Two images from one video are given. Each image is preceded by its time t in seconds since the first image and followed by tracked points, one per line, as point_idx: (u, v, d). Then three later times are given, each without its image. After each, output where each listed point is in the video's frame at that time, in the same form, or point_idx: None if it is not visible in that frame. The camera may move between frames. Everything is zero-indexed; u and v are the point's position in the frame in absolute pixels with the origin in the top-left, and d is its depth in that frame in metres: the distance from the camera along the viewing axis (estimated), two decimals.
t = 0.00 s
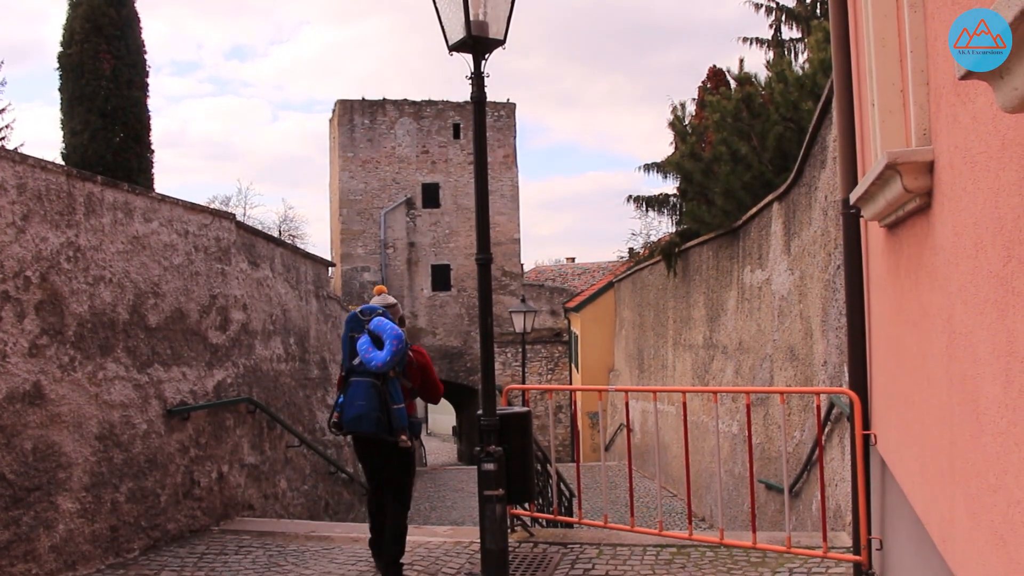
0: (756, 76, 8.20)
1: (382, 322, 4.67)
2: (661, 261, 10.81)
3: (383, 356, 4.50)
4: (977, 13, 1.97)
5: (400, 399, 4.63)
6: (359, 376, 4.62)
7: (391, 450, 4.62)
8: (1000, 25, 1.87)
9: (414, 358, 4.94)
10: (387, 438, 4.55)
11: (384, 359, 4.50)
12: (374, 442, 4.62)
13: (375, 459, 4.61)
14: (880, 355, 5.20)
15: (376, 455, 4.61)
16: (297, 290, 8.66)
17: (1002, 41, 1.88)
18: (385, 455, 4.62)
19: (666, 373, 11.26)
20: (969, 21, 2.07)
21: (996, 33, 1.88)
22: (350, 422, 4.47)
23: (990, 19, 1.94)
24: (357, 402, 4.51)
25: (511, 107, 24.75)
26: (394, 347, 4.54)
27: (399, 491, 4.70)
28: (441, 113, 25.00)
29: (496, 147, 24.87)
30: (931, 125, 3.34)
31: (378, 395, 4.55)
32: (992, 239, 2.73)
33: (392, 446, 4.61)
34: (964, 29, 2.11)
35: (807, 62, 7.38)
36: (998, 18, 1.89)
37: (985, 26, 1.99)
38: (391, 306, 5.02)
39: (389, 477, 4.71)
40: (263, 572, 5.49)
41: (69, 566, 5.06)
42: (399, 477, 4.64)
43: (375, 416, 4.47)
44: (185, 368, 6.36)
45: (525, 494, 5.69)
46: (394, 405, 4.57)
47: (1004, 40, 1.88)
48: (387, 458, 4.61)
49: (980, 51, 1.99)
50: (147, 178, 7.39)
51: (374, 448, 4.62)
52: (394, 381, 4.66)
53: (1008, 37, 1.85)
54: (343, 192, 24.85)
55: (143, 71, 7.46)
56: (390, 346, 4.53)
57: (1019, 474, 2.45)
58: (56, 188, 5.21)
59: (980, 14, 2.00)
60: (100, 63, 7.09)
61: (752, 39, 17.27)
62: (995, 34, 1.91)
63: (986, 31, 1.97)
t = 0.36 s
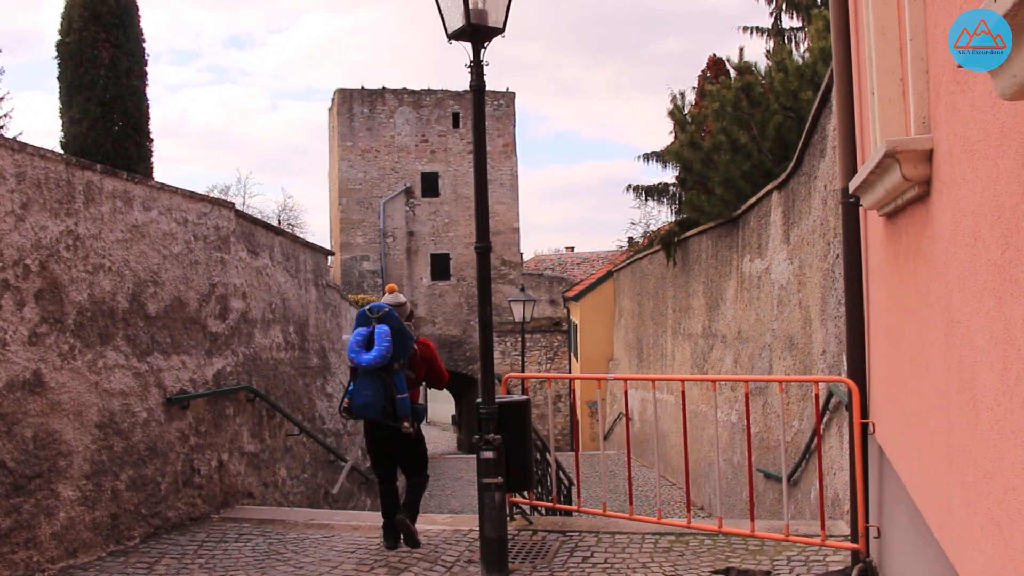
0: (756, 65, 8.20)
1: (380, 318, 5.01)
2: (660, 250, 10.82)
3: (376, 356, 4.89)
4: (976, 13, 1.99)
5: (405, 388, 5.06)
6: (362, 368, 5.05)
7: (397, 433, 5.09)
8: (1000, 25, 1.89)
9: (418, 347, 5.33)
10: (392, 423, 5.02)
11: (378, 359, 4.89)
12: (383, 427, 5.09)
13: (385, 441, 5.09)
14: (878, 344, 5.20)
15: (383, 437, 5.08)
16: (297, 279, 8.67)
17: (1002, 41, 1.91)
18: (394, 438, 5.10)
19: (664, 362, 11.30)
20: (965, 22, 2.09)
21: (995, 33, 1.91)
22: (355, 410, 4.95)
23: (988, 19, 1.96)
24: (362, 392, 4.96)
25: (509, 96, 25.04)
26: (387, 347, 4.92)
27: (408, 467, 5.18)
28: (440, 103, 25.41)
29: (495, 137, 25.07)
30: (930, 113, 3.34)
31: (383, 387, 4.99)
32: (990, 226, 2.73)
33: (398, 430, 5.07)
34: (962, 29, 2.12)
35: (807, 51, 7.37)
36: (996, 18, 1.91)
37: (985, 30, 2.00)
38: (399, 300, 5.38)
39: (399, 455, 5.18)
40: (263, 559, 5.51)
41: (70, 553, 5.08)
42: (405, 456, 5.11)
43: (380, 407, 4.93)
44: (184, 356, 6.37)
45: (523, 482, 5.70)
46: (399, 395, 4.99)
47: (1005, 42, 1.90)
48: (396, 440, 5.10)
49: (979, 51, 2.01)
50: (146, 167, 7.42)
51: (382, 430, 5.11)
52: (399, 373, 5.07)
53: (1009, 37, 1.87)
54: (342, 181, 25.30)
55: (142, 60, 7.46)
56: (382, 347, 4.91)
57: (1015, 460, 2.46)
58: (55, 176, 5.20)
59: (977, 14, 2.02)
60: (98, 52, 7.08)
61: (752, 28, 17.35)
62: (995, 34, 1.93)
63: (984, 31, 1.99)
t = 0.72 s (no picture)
0: (756, 55, 8.19)
1: (400, 310, 5.42)
2: (660, 240, 10.82)
3: (393, 345, 5.30)
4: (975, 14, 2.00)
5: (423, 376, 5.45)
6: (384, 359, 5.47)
7: (417, 418, 5.46)
8: (999, 25, 1.91)
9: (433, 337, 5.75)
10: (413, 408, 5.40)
11: (396, 348, 5.30)
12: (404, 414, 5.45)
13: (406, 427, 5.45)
14: (877, 334, 5.21)
15: (403, 426, 5.47)
16: (296, 268, 8.67)
17: (1002, 41, 1.92)
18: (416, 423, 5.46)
19: (664, 352, 11.31)
20: (962, 23, 2.09)
21: (995, 33, 1.93)
22: (379, 398, 5.34)
23: (987, 19, 1.97)
24: (384, 381, 5.35)
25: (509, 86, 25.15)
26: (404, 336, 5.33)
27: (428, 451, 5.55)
28: (440, 92, 25.48)
29: (495, 127, 25.15)
30: (930, 103, 3.34)
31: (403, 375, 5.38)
32: (988, 216, 2.73)
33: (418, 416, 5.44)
34: (959, 29, 2.14)
35: (807, 41, 7.36)
36: (995, 18, 1.93)
37: (984, 27, 2.00)
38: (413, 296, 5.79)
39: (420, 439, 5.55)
40: (263, 548, 5.53)
41: (71, 542, 5.10)
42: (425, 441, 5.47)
43: (402, 393, 5.32)
44: (184, 345, 6.38)
45: (522, 471, 5.71)
46: (419, 383, 5.39)
47: (1005, 41, 1.91)
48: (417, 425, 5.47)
49: (979, 51, 2.02)
50: (145, 157, 7.43)
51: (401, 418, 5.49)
52: (417, 362, 5.47)
53: (1009, 37, 1.88)
54: (341, 171, 25.42)
55: (140, 49, 7.45)
56: (399, 337, 5.33)
57: (1012, 448, 2.47)
58: (54, 165, 5.20)
59: (975, 15, 2.02)
60: (97, 41, 7.07)
61: (752, 18, 17.41)
62: (994, 34, 1.94)
63: (984, 31, 1.99)
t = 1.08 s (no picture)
0: (756, 47, 8.19)
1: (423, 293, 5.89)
2: (659, 231, 10.83)
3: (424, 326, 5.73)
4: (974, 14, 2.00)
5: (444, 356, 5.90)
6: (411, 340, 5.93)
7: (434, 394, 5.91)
8: (1000, 24, 1.91)
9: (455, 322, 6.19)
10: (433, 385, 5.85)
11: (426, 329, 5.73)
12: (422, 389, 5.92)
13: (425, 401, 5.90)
14: (875, 325, 5.22)
15: (420, 399, 5.92)
16: (295, 259, 8.67)
17: (1002, 41, 1.92)
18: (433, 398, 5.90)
19: (663, 344, 11.33)
20: (961, 23, 2.08)
21: (995, 33, 1.93)
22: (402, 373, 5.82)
23: (987, 19, 1.97)
24: (408, 357, 5.84)
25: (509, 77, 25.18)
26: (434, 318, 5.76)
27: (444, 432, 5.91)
28: (439, 83, 25.48)
29: (494, 118, 25.17)
30: (930, 93, 3.34)
31: (426, 353, 5.83)
32: (987, 207, 2.74)
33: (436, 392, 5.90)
34: (958, 29, 2.12)
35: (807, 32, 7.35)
36: (995, 17, 1.93)
37: (984, 27, 1.99)
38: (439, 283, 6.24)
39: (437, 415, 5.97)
40: (262, 538, 5.54)
41: (71, 531, 5.11)
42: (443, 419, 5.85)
43: (423, 370, 5.77)
44: (183, 336, 6.39)
45: (521, 461, 5.72)
46: (439, 361, 5.85)
47: (1005, 41, 1.91)
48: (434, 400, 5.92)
49: (978, 50, 2.01)
50: (144, 147, 7.43)
51: (419, 392, 5.94)
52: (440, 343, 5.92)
53: (1010, 37, 1.88)
54: (340, 161, 25.43)
55: (139, 39, 7.43)
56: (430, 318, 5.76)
57: (1009, 437, 2.48)
58: (53, 155, 5.20)
59: (975, 14, 2.01)
60: (96, 31, 7.06)
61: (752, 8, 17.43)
62: (994, 34, 1.94)
63: (984, 31, 1.99)
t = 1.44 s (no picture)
0: (755, 39, 8.19)
1: (423, 303, 5.97)
2: (658, 224, 10.83)
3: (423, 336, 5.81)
4: (974, 14, 1.99)
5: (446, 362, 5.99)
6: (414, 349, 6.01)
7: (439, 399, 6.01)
8: (1001, 24, 1.91)
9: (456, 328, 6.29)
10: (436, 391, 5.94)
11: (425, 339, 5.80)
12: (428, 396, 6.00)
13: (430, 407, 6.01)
14: (874, 316, 5.23)
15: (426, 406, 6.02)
16: (294, 250, 8.66)
17: (1002, 41, 1.92)
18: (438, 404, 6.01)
19: (661, 336, 11.34)
20: (960, 24, 2.06)
21: (995, 33, 1.93)
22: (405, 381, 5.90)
23: (987, 19, 1.97)
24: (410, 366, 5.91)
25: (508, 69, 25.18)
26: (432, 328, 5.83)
27: (452, 432, 6.09)
28: (438, 75, 25.47)
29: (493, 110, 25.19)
30: (930, 85, 3.34)
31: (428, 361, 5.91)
32: (986, 197, 2.74)
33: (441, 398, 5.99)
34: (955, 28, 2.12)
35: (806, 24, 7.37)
36: (996, 16, 1.93)
37: (983, 25, 1.98)
38: (438, 291, 6.32)
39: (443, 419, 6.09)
40: (261, 529, 5.55)
41: (70, 522, 5.12)
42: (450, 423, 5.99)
43: (426, 378, 5.86)
44: (182, 327, 6.39)
45: (518, 452, 5.73)
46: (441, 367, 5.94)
47: (1005, 40, 1.91)
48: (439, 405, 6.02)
49: (978, 50, 2.01)
50: (142, 138, 7.43)
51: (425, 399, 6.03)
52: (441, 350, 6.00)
53: (1010, 37, 1.88)
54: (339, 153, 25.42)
55: (137, 30, 7.42)
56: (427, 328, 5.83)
57: (1007, 427, 2.48)
58: (52, 145, 5.19)
59: (974, 14, 2.01)
60: (94, 22, 7.04)
61: None
62: (994, 34, 1.94)
63: (984, 31, 1.98)
